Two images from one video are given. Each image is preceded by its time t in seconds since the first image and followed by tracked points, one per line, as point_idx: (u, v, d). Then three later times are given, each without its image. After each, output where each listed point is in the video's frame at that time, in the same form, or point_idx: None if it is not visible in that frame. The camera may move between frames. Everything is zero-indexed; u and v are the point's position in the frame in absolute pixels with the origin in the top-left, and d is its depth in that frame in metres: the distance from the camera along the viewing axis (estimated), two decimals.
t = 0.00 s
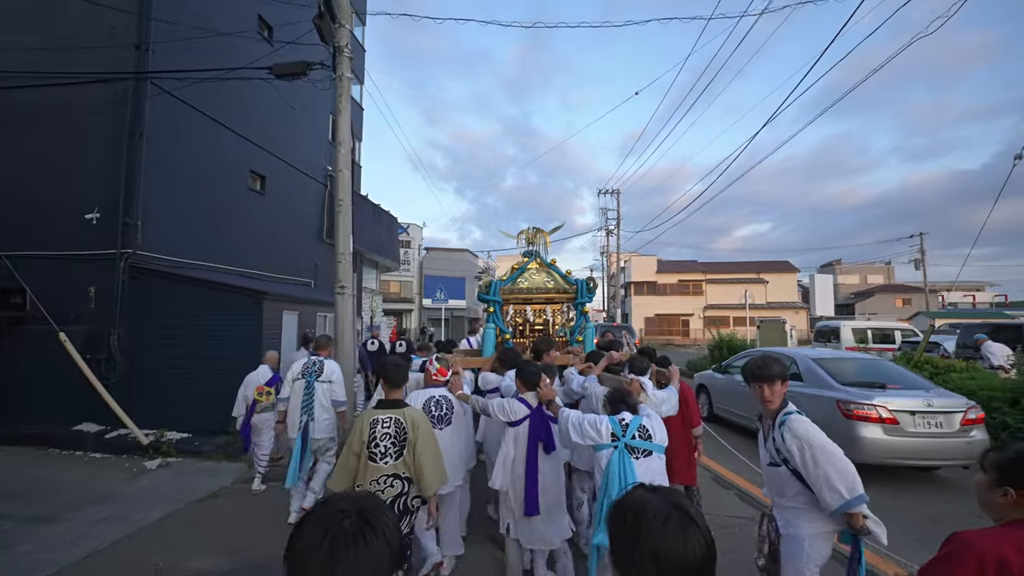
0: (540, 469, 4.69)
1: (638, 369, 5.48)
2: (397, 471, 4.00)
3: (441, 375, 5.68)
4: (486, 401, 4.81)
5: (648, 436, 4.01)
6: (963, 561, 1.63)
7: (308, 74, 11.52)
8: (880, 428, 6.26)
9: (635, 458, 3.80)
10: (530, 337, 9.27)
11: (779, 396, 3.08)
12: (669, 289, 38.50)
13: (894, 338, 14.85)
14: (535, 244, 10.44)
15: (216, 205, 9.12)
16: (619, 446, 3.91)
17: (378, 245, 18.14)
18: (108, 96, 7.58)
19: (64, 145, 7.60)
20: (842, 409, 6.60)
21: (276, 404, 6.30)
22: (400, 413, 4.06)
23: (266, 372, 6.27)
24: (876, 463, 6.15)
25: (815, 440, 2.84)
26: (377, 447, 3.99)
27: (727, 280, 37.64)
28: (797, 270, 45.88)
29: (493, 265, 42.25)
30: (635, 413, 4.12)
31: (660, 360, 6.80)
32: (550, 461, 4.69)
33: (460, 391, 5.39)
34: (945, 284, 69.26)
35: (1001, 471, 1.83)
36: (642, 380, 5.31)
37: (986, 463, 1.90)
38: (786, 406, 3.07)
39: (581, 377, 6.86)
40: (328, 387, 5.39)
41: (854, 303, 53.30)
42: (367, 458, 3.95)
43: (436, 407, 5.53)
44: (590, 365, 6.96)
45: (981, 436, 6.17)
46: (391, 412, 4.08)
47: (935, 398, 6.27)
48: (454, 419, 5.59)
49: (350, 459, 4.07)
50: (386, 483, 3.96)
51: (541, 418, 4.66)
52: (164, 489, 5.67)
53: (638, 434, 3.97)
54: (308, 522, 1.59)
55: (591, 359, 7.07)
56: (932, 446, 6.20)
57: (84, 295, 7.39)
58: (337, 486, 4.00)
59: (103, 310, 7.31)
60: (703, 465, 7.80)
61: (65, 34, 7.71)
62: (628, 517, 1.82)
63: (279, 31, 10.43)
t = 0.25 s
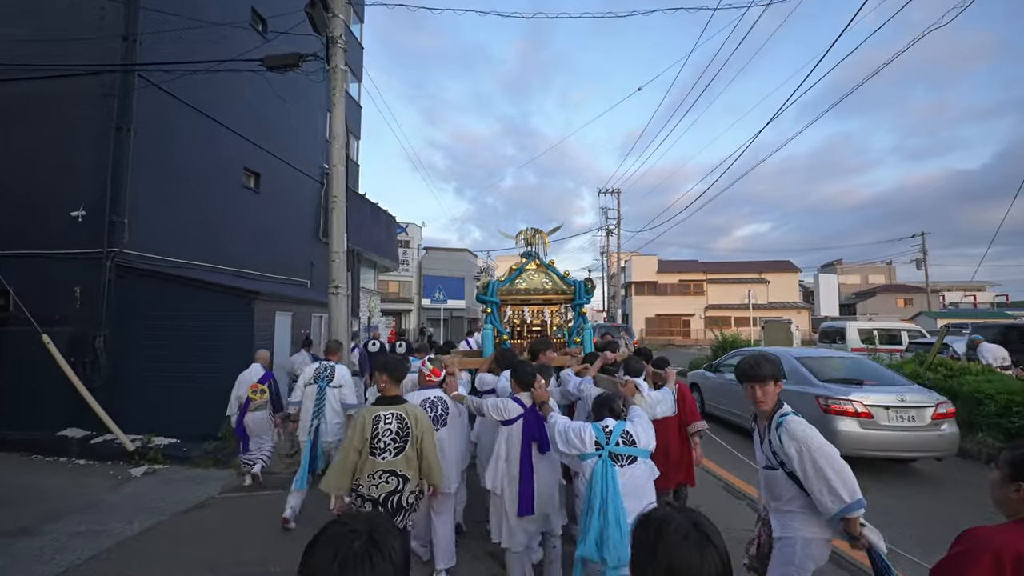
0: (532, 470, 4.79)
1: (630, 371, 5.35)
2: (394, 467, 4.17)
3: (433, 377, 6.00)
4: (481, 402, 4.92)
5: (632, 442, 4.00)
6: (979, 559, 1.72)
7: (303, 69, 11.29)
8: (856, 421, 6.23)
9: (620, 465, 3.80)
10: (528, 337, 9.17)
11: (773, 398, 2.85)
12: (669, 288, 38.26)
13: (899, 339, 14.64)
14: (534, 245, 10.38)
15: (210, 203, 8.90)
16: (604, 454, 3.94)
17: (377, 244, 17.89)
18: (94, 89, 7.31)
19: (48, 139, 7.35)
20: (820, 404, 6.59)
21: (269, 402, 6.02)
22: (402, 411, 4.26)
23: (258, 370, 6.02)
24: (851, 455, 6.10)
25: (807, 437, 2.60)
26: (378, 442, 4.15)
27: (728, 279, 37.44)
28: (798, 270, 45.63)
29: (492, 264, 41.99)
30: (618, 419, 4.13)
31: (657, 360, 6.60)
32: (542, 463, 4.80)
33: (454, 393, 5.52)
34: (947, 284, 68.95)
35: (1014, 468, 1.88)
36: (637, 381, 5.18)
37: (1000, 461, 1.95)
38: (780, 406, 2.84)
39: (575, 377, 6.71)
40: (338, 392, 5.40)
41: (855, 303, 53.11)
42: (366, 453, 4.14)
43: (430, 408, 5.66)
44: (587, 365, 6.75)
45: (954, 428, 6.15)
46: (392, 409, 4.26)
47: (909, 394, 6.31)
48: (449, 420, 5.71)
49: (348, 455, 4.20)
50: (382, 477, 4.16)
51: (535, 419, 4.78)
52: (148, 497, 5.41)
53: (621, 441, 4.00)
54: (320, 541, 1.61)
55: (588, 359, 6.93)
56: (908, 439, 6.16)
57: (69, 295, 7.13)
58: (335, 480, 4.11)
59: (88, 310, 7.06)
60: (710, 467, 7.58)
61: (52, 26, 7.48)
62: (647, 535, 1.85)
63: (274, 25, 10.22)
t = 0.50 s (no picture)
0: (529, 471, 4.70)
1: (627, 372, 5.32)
2: (391, 472, 4.05)
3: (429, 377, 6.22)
4: (474, 403, 4.77)
5: (621, 437, 3.85)
6: (984, 569, 1.63)
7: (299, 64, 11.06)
8: (837, 415, 6.53)
9: (612, 461, 3.64)
10: (526, 337, 9.31)
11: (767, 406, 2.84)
12: (670, 289, 38.03)
13: (907, 339, 14.38)
14: (532, 245, 10.39)
15: (203, 198, 8.68)
16: (595, 450, 3.75)
17: (375, 244, 17.68)
18: (80, 81, 7.06)
19: (33, 131, 7.09)
20: (804, 399, 6.89)
21: (268, 403, 5.92)
22: (398, 414, 4.16)
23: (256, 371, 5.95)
24: (832, 448, 6.41)
25: (782, 453, 2.53)
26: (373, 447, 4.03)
27: (730, 280, 37.23)
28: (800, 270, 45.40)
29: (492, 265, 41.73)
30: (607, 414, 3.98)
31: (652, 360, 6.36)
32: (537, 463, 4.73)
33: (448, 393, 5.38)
34: (948, 284, 68.70)
35: (1011, 474, 1.78)
36: (632, 381, 4.94)
37: (996, 467, 1.84)
38: (772, 416, 2.82)
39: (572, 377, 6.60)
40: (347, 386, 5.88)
41: (857, 303, 52.88)
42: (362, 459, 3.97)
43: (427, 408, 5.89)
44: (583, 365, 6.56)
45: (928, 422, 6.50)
46: (388, 413, 4.15)
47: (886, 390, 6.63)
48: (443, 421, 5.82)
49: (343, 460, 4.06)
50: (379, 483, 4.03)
51: (529, 418, 4.67)
52: (130, 506, 5.14)
53: (612, 436, 3.84)
54: (332, 516, 1.64)
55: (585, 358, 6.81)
56: (886, 433, 6.45)
57: (54, 294, 6.87)
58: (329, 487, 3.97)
59: (73, 310, 6.80)
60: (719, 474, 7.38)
61: (37, 15, 7.24)
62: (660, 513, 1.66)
63: (269, 18, 10.00)
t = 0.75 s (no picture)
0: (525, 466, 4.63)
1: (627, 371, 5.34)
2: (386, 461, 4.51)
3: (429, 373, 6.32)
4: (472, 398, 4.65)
5: (615, 440, 3.71)
6: (980, 552, 1.63)
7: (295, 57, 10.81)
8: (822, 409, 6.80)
9: (605, 463, 3.52)
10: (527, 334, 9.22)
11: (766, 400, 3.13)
12: (671, 288, 37.82)
13: (915, 339, 14.12)
14: (534, 244, 10.18)
15: (198, 193, 8.48)
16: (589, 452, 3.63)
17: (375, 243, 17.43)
18: (66, 71, 6.82)
19: (18, 123, 6.85)
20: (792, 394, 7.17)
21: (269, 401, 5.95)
22: (388, 410, 4.49)
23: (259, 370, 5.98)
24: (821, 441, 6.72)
25: (750, 444, 2.82)
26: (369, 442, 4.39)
27: (731, 279, 37.01)
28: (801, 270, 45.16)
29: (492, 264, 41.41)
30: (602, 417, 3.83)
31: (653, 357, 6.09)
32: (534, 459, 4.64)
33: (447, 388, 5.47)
34: (950, 284, 68.44)
35: (1014, 461, 1.78)
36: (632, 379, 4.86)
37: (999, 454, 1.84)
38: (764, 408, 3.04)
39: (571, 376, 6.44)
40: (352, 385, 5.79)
41: (858, 303, 52.65)
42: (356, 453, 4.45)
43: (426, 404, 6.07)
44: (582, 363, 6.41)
45: (908, 414, 6.89)
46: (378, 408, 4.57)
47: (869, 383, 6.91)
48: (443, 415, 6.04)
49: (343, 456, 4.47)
50: (375, 475, 4.46)
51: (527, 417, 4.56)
52: (115, 514, 4.88)
53: (607, 438, 3.68)
54: (330, 517, 1.69)
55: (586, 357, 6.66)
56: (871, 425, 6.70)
57: (38, 292, 6.62)
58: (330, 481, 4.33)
59: (59, 309, 6.54)
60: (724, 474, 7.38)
61: (22, 4, 7.00)
62: (660, 511, 1.72)
63: (264, 10, 9.77)
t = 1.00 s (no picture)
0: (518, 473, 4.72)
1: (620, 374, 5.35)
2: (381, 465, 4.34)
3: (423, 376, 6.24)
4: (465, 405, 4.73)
5: (609, 441, 3.88)
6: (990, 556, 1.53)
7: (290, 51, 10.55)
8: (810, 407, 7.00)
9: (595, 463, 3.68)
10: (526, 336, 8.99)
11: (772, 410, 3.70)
12: (672, 288, 37.59)
13: (922, 340, 13.87)
14: (534, 245, 9.99)
15: (190, 189, 8.24)
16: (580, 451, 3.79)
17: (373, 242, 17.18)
18: (51, 63, 6.57)
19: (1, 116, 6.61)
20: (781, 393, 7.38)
21: (267, 401, 6.08)
22: (381, 412, 4.37)
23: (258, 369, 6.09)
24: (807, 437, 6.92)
25: (743, 444, 3.59)
26: (360, 444, 4.27)
27: (732, 279, 36.77)
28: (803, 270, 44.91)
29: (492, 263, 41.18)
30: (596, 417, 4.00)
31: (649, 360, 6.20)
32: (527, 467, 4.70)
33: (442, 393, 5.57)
34: (950, 284, 68.24)
35: None
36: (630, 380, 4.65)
37: None
38: (766, 415, 3.69)
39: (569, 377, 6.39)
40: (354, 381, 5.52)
41: (859, 303, 52.47)
42: (348, 456, 4.26)
43: (423, 408, 6.02)
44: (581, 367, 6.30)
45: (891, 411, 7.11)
46: (371, 411, 4.42)
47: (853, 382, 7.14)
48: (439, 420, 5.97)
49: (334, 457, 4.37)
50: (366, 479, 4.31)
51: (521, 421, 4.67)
52: (96, 526, 4.63)
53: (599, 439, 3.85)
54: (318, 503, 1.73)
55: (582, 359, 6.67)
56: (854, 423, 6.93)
57: (21, 292, 6.38)
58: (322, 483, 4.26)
59: (42, 309, 6.29)
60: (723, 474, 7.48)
61: None
62: (637, 510, 2.12)
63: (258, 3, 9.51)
